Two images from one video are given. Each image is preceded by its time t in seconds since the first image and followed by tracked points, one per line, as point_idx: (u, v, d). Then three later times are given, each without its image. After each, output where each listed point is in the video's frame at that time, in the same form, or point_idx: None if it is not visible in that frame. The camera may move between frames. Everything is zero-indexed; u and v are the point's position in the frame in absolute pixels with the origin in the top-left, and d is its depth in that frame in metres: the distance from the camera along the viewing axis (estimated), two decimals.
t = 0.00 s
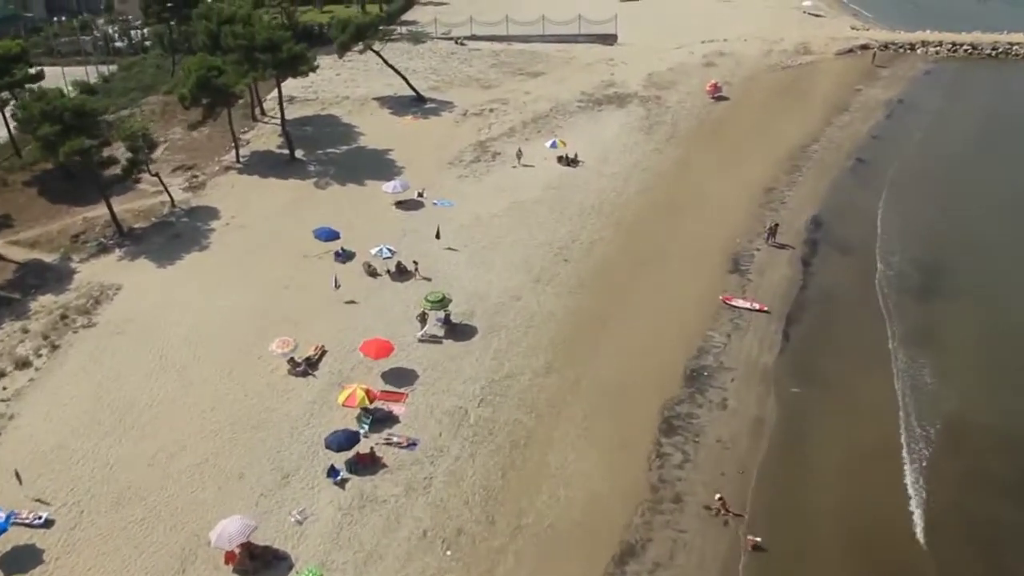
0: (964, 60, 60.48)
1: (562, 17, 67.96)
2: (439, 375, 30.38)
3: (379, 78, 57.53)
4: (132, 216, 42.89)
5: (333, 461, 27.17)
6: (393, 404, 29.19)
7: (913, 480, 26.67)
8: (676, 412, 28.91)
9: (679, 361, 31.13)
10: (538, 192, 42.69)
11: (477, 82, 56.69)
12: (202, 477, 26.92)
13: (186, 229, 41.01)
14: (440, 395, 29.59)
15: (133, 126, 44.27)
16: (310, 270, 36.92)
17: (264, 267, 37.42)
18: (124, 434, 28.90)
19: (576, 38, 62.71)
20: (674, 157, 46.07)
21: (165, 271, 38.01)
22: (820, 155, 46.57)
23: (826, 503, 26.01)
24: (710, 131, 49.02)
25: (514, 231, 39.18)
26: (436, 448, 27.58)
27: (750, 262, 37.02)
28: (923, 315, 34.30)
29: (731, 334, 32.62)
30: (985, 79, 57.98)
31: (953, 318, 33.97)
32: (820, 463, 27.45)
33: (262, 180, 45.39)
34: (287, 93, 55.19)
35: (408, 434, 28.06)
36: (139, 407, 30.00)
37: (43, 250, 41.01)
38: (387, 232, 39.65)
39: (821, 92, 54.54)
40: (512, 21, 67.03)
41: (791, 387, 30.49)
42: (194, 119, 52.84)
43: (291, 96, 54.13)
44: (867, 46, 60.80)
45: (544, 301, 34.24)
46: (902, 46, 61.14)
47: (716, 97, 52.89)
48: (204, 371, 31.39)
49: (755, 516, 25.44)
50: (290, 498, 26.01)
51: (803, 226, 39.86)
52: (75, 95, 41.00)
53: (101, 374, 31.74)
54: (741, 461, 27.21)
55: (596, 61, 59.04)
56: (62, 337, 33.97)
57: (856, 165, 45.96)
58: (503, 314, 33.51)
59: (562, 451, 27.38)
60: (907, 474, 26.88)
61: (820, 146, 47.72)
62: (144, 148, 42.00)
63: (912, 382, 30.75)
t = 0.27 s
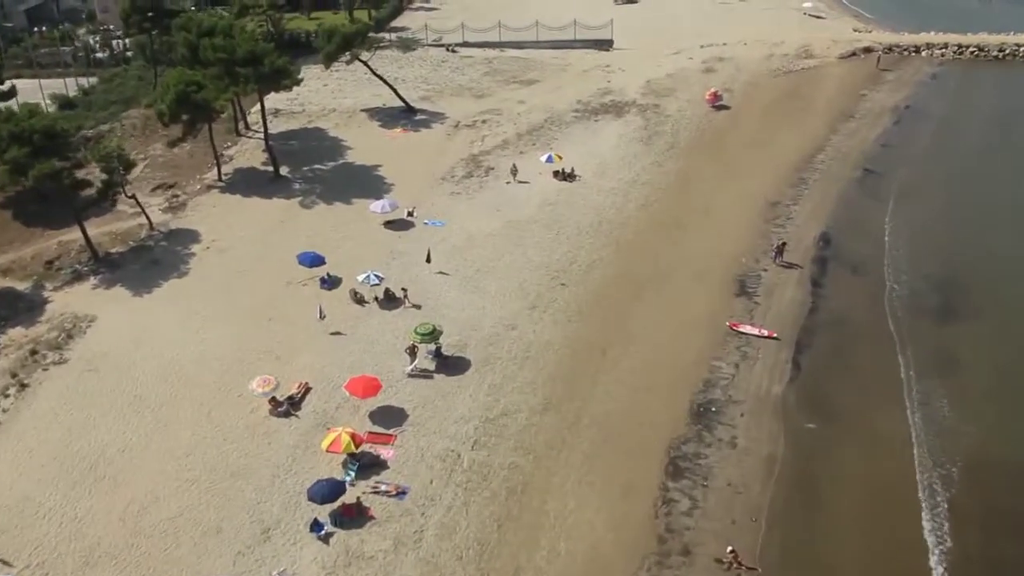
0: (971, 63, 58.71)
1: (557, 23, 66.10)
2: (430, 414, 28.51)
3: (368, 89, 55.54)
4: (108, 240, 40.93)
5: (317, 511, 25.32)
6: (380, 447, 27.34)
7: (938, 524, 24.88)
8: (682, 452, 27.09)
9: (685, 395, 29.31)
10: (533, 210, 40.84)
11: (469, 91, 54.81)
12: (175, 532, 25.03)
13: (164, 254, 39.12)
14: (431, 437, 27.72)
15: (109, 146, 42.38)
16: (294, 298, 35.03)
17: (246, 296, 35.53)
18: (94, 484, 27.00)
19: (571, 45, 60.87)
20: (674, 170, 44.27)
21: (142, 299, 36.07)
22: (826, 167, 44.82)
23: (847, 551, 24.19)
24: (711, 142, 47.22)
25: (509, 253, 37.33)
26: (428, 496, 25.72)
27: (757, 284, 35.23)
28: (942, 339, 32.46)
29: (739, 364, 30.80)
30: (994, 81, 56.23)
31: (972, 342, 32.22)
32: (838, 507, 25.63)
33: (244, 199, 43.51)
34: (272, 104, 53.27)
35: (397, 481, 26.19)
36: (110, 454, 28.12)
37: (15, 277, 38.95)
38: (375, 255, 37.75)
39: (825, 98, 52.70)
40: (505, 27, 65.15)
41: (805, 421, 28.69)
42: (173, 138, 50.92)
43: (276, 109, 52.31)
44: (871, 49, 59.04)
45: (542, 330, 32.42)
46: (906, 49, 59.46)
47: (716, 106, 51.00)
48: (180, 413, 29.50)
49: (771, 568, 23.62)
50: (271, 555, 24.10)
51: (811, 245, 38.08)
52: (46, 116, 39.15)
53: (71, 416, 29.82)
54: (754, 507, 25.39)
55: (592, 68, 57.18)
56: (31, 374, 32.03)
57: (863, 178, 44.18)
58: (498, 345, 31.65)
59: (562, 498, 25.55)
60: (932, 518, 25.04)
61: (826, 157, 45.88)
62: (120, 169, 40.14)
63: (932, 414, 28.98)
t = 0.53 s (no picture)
0: (976, 66, 57.03)
1: (550, 28, 64.29)
2: (420, 459, 26.69)
3: (355, 101, 53.66)
4: (82, 267, 38.97)
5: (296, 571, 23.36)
6: (366, 497, 25.49)
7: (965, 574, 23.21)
8: (689, 498, 25.37)
9: (691, 434, 27.56)
10: (527, 230, 39.03)
11: (460, 102, 53.00)
12: None
13: (141, 282, 37.24)
14: (420, 484, 25.88)
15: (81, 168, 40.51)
16: (276, 330, 33.20)
17: (226, 327, 33.68)
18: (58, 542, 25.08)
19: (565, 51, 59.08)
20: (674, 186, 42.53)
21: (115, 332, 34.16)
22: (831, 181, 43.19)
23: None
24: (712, 155, 45.50)
25: (502, 277, 35.54)
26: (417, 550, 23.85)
27: (763, 310, 33.53)
28: (960, 369, 30.75)
29: (747, 399, 29.07)
30: (1001, 85, 54.54)
31: (991, 370, 30.58)
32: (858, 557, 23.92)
33: (226, 220, 41.64)
34: (256, 118, 51.49)
35: (384, 534, 24.30)
36: (76, 507, 26.22)
37: None
38: (362, 280, 35.92)
39: (827, 107, 50.96)
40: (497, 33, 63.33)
41: (818, 461, 26.99)
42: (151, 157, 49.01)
43: (260, 124, 50.54)
44: (873, 53, 57.30)
45: (537, 363, 30.63)
46: (909, 53, 57.75)
47: (716, 117, 49.21)
48: (153, 459, 27.63)
49: None
50: None
51: (819, 266, 36.35)
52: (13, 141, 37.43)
53: (37, 465, 27.92)
54: (767, 559, 23.67)
55: (587, 76, 55.38)
56: None
57: (870, 193, 42.53)
58: (491, 380, 29.85)
59: (562, 552, 23.78)
60: (958, 569, 23.34)
61: (830, 171, 44.17)
62: (92, 193, 38.30)
63: (953, 451, 27.31)
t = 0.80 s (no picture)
0: (980, 71, 55.42)
1: (542, 36, 62.55)
2: (406, 511, 24.87)
3: (341, 114, 51.83)
4: (51, 297, 36.96)
5: None
6: (348, 556, 23.59)
7: None
8: (696, 552, 23.63)
9: (696, 479, 25.83)
10: (520, 253, 37.24)
11: (449, 114, 51.22)
12: None
13: (113, 313, 35.33)
14: (406, 539, 24.02)
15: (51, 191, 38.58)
16: (255, 366, 31.37)
17: (202, 363, 31.82)
18: None
19: (557, 60, 57.37)
20: (672, 202, 40.77)
21: (85, 368, 32.24)
22: (835, 196, 41.47)
23: None
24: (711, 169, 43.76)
25: (494, 305, 33.76)
26: None
27: (769, 338, 31.80)
28: (979, 401, 29.08)
29: (755, 438, 27.33)
30: (1006, 91, 52.92)
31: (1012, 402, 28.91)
32: None
33: (204, 244, 39.77)
34: (238, 133, 49.70)
35: None
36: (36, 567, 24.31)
37: None
38: (345, 310, 34.09)
39: (829, 116, 49.26)
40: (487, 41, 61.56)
41: (832, 506, 25.27)
42: (128, 177, 47.06)
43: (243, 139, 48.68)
44: (874, 59, 55.64)
45: (531, 401, 28.86)
46: (910, 58, 56.07)
47: (713, 129, 47.42)
48: (120, 513, 25.75)
49: None
50: None
51: (826, 289, 34.65)
52: None
53: None
54: None
55: (581, 85, 53.65)
56: None
57: (877, 207, 40.86)
58: (483, 421, 28.07)
59: None
60: None
61: (834, 185, 42.45)
62: (62, 219, 36.38)
63: (975, 493, 25.62)
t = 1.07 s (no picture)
0: (982, 78, 53.93)
1: (532, 44, 60.87)
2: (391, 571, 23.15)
3: (326, 128, 50.07)
4: (19, 330, 35.08)
5: None
6: None
7: None
8: None
9: (701, 531, 24.17)
10: (511, 278, 35.55)
11: (438, 127, 49.53)
12: None
13: (84, 347, 33.51)
14: None
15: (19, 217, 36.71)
16: (231, 406, 29.61)
17: (176, 403, 30.04)
18: None
19: (549, 69, 55.70)
20: (670, 221, 39.12)
21: (52, 410, 30.41)
22: (839, 212, 39.85)
23: None
24: (710, 184, 42.12)
25: (485, 336, 32.07)
26: None
27: (774, 370, 30.16)
28: (998, 438, 27.47)
29: (762, 483, 25.69)
30: (1010, 98, 51.42)
31: None
32: None
33: (182, 271, 38.00)
34: (219, 150, 47.90)
35: None
36: None
37: None
38: (327, 342, 32.36)
39: (830, 127, 47.67)
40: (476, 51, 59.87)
41: (847, 559, 23.63)
42: (104, 199, 45.17)
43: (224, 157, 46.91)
44: (873, 67, 54.12)
45: (524, 443, 27.18)
46: (910, 65, 54.58)
47: (710, 142, 45.78)
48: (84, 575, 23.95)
49: None
50: None
51: (833, 315, 33.02)
52: None
53: None
54: None
55: (573, 96, 51.99)
56: None
57: (883, 224, 39.25)
58: (473, 466, 26.37)
59: None
60: None
61: (838, 201, 40.84)
62: (29, 248, 34.52)
63: (999, 542, 24.00)
